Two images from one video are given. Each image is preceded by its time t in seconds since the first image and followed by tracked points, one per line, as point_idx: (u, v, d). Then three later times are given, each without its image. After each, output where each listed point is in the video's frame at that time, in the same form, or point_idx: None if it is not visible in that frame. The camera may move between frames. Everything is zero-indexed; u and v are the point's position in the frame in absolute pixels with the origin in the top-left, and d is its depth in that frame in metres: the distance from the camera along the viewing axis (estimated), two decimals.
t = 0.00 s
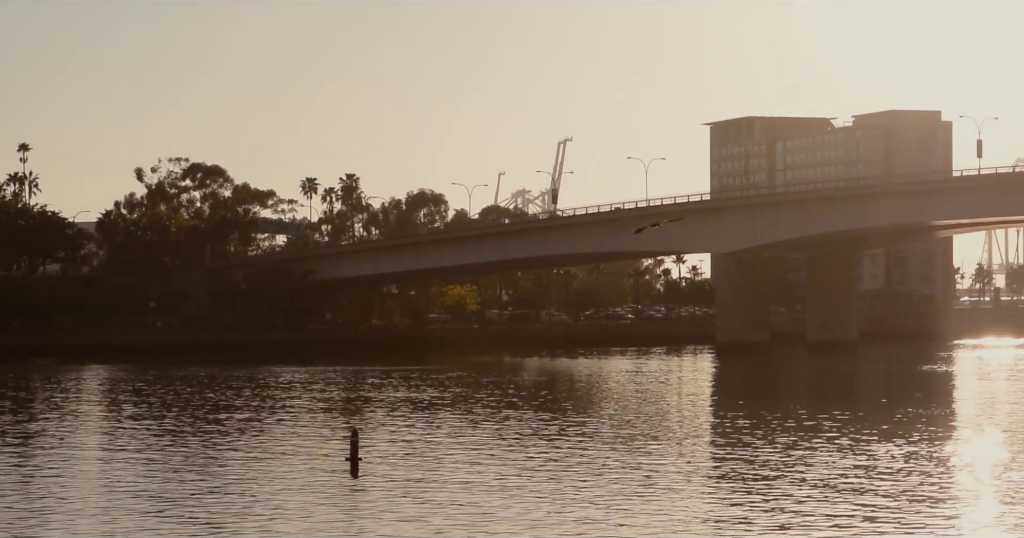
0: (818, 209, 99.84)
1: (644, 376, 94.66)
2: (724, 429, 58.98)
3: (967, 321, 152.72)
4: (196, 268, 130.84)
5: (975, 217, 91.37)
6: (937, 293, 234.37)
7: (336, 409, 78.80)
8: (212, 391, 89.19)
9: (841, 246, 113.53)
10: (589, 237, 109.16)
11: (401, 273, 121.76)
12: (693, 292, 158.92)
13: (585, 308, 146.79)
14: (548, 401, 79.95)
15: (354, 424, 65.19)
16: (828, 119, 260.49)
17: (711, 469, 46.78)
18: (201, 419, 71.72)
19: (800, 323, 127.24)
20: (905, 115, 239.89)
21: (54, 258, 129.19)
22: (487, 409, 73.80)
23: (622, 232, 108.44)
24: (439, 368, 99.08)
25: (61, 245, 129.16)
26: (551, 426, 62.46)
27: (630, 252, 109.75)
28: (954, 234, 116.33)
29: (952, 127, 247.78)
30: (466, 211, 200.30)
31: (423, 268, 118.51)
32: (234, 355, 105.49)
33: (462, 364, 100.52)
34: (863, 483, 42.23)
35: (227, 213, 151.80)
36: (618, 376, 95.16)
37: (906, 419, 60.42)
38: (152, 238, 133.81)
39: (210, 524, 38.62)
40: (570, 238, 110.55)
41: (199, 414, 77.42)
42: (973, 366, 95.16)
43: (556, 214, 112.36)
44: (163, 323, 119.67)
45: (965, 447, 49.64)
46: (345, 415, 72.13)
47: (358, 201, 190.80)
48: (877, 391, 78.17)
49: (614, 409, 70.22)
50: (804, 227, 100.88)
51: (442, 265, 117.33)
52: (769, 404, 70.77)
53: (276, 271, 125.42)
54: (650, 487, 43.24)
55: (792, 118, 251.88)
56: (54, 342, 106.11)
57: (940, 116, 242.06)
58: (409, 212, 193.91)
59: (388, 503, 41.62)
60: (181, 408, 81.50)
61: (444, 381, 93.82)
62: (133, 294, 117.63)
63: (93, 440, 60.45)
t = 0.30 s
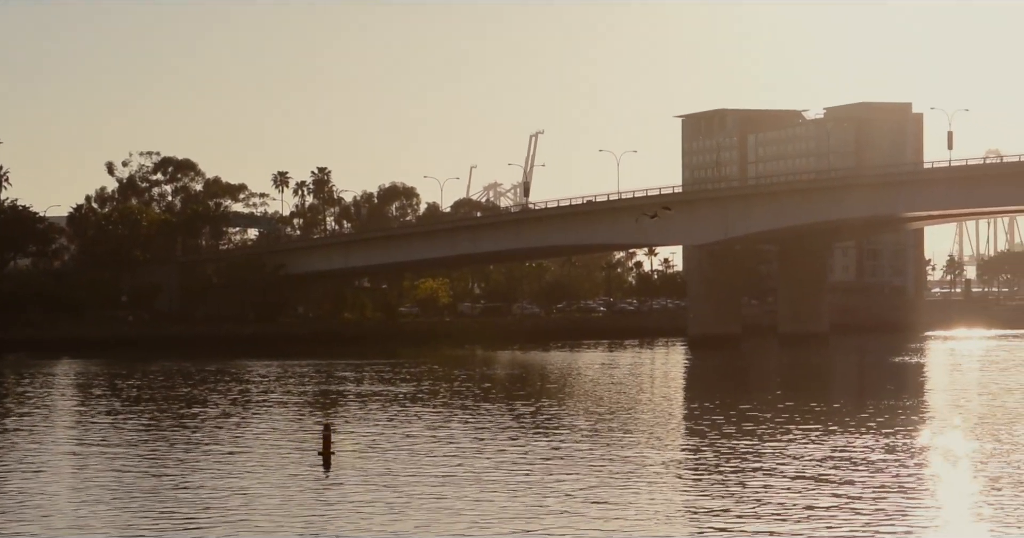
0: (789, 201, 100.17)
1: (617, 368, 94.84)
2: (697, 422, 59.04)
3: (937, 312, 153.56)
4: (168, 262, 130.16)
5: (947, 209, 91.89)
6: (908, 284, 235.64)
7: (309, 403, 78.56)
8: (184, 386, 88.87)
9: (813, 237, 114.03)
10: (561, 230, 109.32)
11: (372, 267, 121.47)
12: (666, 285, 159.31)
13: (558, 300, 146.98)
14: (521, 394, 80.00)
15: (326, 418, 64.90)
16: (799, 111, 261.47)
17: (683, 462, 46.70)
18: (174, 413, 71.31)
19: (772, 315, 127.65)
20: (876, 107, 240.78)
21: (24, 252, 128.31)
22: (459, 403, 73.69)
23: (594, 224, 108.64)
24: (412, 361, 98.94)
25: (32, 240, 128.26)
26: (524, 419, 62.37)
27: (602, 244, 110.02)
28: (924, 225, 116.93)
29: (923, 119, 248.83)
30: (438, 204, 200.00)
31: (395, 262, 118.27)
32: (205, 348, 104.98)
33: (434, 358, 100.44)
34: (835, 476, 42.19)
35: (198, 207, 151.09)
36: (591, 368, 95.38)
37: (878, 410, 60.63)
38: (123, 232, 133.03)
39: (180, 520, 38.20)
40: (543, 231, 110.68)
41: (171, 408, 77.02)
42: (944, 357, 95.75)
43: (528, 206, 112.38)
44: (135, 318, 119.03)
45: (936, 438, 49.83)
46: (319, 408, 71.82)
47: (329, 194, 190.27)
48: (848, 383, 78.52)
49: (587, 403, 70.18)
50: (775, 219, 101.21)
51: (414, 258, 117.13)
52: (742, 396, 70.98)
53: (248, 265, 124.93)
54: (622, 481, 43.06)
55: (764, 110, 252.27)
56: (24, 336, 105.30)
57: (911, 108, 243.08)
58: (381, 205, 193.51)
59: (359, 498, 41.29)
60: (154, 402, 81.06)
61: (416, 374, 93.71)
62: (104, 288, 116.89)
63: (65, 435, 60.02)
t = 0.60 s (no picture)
0: (757, 194, 100.62)
1: (587, 361, 94.91)
2: (668, 415, 59.08)
3: (906, 304, 154.41)
4: (138, 257, 129.58)
5: (917, 202, 92.34)
6: (877, 276, 236.68)
7: (280, 397, 78.18)
8: (154, 380, 88.33)
9: (781, 231, 114.59)
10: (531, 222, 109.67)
11: (343, 261, 121.13)
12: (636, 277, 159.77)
13: (528, 293, 147.16)
14: (492, 388, 79.85)
15: (297, 412, 64.61)
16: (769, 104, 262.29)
17: (657, 454, 46.64)
18: (144, 408, 70.74)
19: (742, 308, 128.03)
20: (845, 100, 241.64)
21: None
22: (431, 397, 73.53)
23: (564, 217, 108.90)
24: (382, 355, 98.69)
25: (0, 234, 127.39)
26: (495, 413, 62.25)
27: (573, 237, 110.08)
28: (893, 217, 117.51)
29: (892, 111, 249.92)
30: (408, 198, 199.69)
31: (366, 255, 117.96)
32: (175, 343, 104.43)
33: (403, 351, 100.38)
34: (810, 468, 42.19)
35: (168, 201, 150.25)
36: (561, 361, 95.39)
37: (844, 402, 61.06)
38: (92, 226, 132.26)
39: (153, 515, 37.76)
40: (511, 224, 110.73)
41: (142, 402, 76.53)
42: (914, 349, 96.32)
43: (499, 199, 112.27)
44: (104, 312, 118.41)
45: (908, 430, 49.97)
46: (289, 402, 71.43)
47: (299, 188, 189.63)
48: (818, 375, 78.84)
49: (558, 395, 70.16)
50: (743, 212, 101.57)
51: (384, 252, 116.92)
52: (711, 388, 71.28)
53: (216, 259, 124.46)
54: (598, 474, 42.92)
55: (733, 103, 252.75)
56: None
57: (880, 101, 244.17)
58: (352, 199, 193.07)
59: (334, 492, 40.96)
60: (124, 397, 80.59)
61: (386, 367, 93.44)
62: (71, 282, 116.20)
63: (36, 430, 59.52)
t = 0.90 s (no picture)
0: (727, 188, 100.88)
1: (558, 355, 94.92)
2: (638, 408, 59.06)
3: (875, 297, 155.17)
4: (106, 252, 128.74)
5: (887, 194, 92.73)
6: (847, 269, 237.83)
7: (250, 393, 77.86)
8: (123, 375, 87.71)
9: (750, 224, 114.99)
10: (501, 216, 109.65)
11: (312, 255, 120.64)
12: (606, 271, 160.06)
13: (499, 288, 147.21)
14: (462, 382, 79.73)
15: (267, 407, 64.29)
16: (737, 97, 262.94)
17: (629, 448, 46.53)
18: (113, 403, 70.17)
19: (711, 301, 128.30)
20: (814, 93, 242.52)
21: None
22: (401, 391, 73.33)
23: (533, 211, 108.87)
24: (352, 349, 98.41)
25: None
26: (466, 407, 62.08)
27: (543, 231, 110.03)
28: (861, 210, 117.97)
29: (861, 103, 250.93)
30: (378, 192, 199.30)
31: (335, 250, 117.48)
32: (144, 338, 103.75)
33: (373, 345, 100.12)
34: (782, 461, 42.18)
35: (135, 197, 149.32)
36: (532, 355, 95.32)
37: (815, 395, 61.33)
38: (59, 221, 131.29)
39: (122, 512, 37.31)
40: (481, 218, 110.64)
41: (111, 398, 75.98)
42: (883, 342, 96.81)
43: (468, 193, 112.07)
44: (70, 309, 117.55)
45: (878, 423, 50.10)
46: (259, 397, 71.08)
47: (268, 183, 188.96)
48: (788, 368, 79.05)
49: (529, 390, 70.08)
50: (713, 206, 101.79)
51: (353, 247, 116.60)
52: (682, 381, 71.44)
53: (185, 253, 123.79)
54: (571, 468, 42.75)
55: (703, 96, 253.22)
56: None
57: (848, 94, 245.24)
58: (321, 194, 192.57)
59: (306, 488, 40.62)
60: (93, 392, 80.06)
61: (357, 362, 93.16)
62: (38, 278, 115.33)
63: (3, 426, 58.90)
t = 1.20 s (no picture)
0: (697, 183, 101.13)
1: (528, 351, 94.82)
2: (608, 404, 59.06)
3: (844, 292, 155.81)
4: (74, 247, 127.88)
5: (856, 190, 93.05)
6: (816, 264, 238.73)
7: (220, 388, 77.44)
8: (91, 371, 87.09)
9: (719, 220, 115.32)
10: (471, 212, 109.55)
11: (281, 251, 120.18)
12: (576, 266, 160.20)
13: (469, 283, 147.14)
14: (433, 378, 79.55)
15: (236, 403, 63.92)
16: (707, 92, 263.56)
17: (600, 444, 46.50)
18: (80, 399, 69.62)
19: (681, 297, 128.54)
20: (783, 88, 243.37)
21: None
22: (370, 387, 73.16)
23: (503, 207, 108.84)
24: (322, 345, 98.02)
25: None
26: (435, 403, 61.88)
27: (512, 226, 110.09)
28: (830, 206, 118.39)
29: (830, 99, 251.90)
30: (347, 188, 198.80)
31: (304, 245, 117.05)
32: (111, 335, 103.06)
33: (342, 341, 99.77)
34: (754, 456, 42.26)
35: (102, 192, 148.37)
36: (502, 351, 95.18)
37: (783, 390, 61.52)
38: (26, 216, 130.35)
39: (94, 508, 37.01)
40: (451, 214, 110.51)
41: (80, 394, 75.44)
42: (853, 337, 97.13)
43: (438, 189, 111.91)
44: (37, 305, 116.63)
45: (848, 419, 50.16)
46: (228, 393, 70.67)
47: (237, 178, 188.21)
48: (758, 363, 79.18)
49: (498, 385, 70.04)
50: (683, 202, 102.00)
51: (323, 243, 116.28)
52: (651, 377, 71.56)
53: (153, 249, 123.09)
54: (544, 463, 42.66)
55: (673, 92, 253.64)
56: None
57: (817, 90, 246.16)
58: (290, 189, 191.91)
59: (278, 483, 40.38)
60: (62, 388, 79.49)
61: (326, 358, 92.84)
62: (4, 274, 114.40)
63: None
